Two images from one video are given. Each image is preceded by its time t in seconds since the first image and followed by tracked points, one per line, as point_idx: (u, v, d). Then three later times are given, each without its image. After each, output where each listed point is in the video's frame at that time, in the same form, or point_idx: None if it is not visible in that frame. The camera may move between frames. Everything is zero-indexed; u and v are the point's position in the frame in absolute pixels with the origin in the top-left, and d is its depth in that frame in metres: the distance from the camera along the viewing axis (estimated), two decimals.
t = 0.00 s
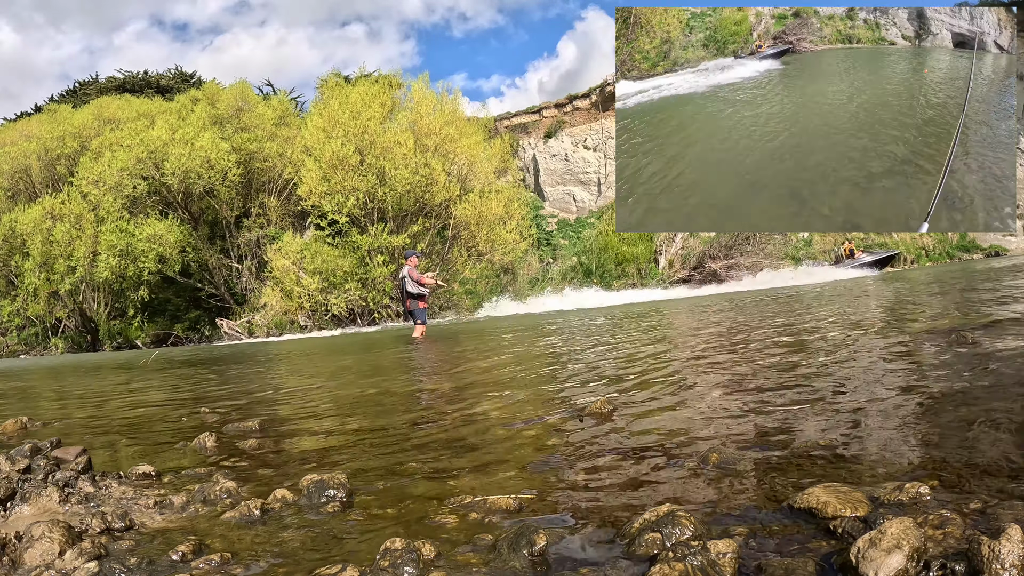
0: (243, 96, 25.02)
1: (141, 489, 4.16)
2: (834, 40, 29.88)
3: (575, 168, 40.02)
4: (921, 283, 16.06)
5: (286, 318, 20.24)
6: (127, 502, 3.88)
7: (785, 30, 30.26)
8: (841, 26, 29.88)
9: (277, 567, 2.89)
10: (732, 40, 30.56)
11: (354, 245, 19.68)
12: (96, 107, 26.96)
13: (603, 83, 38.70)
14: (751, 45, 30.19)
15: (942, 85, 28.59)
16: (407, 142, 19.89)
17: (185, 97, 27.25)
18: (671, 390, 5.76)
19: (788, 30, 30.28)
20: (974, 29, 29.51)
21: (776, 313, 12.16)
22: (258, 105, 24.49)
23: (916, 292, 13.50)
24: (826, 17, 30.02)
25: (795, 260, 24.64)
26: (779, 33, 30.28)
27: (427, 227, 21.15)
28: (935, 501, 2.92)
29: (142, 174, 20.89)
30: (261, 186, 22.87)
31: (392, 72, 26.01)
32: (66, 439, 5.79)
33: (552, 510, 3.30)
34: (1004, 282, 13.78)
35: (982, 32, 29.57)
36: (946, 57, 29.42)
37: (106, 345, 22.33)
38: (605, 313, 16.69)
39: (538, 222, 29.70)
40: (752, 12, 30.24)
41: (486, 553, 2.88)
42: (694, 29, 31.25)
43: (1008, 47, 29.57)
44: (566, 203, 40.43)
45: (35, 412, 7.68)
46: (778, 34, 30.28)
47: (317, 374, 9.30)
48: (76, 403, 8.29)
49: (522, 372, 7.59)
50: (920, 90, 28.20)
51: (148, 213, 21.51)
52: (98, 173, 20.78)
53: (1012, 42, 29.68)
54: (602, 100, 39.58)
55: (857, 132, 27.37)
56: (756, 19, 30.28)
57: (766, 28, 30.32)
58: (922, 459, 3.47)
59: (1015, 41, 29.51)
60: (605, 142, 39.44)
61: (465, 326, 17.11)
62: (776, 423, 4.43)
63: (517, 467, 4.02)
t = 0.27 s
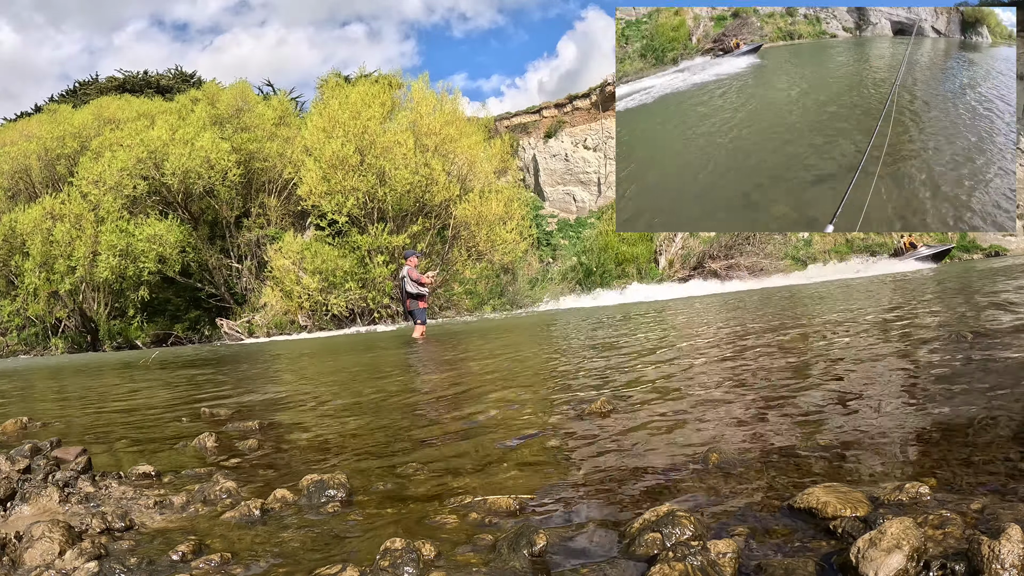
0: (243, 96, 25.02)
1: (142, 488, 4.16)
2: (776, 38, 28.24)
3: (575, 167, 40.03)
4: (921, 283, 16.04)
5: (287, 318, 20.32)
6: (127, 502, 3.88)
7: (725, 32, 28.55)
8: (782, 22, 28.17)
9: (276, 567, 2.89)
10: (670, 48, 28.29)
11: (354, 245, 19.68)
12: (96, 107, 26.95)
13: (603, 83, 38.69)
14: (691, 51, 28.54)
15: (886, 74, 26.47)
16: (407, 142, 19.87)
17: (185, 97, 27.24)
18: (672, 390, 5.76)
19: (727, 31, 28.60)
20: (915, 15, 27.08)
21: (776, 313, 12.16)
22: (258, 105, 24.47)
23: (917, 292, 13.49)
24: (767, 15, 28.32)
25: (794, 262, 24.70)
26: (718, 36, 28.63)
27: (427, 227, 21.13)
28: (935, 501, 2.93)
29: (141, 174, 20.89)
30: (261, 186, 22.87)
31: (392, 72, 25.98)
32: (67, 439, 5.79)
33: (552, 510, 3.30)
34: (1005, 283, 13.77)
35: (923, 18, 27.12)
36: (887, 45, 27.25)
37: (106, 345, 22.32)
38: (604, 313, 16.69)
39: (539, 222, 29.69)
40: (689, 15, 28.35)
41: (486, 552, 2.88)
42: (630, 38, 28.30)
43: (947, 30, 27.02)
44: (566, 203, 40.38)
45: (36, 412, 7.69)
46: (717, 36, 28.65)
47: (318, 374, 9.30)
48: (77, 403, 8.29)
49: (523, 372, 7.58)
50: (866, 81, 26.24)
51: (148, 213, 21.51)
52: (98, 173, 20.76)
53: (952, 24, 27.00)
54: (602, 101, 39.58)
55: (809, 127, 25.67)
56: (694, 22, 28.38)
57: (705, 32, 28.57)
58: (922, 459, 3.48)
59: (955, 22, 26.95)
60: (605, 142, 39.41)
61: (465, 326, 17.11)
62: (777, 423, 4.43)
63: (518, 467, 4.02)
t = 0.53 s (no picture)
0: (243, 96, 25.02)
1: (142, 488, 4.16)
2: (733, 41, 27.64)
3: (575, 167, 40.03)
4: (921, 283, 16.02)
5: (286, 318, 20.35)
6: (128, 502, 3.89)
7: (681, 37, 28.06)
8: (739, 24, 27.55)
9: (276, 567, 2.89)
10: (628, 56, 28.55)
11: (354, 245, 19.68)
12: (96, 107, 26.94)
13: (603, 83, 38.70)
14: (647, 60, 28.49)
15: (849, 72, 25.68)
16: (407, 142, 19.84)
17: (185, 97, 27.24)
18: (673, 390, 5.77)
19: (683, 36, 28.09)
20: (871, 10, 26.73)
21: (776, 313, 12.17)
22: (257, 105, 24.47)
23: (916, 292, 13.50)
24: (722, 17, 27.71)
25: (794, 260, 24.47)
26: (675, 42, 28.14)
27: (427, 227, 21.13)
28: (935, 501, 2.93)
29: (141, 174, 20.89)
30: (261, 186, 22.88)
31: (392, 72, 25.97)
32: (67, 439, 5.79)
33: (552, 510, 3.30)
34: (1004, 283, 13.77)
35: (879, 12, 26.81)
36: (845, 41, 26.71)
37: (106, 345, 22.30)
38: (604, 313, 16.69)
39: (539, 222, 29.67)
40: (644, 22, 28.18)
41: (486, 553, 2.88)
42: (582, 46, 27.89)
43: (903, 23, 26.64)
44: (566, 203, 40.39)
45: (36, 412, 7.69)
46: (673, 42, 28.22)
47: (318, 374, 9.30)
48: (76, 403, 8.29)
49: (524, 372, 7.58)
50: (828, 79, 25.38)
51: (148, 213, 21.52)
52: (98, 173, 20.75)
53: (908, 17, 26.64)
54: (602, 101, 39.56)
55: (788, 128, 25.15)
56: (648, 30, 28.29)
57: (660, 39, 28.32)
58: (921, 459, 3.48)
59: (911, 14, 26.60)
60: (605, 142, 39.41)
61: (465, 326, 17.11)
62: (778, 423, 4.44)
63: (517, 467, 4.02)
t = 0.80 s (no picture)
0: (243, 96, 25.01)
1: (141, 488, 4.16)
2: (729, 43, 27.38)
3: (575, 167, 40.04)
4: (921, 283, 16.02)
5: (287, 318, 20.38)
6: (127, 502, 3.89)
7: (677, 40, 27.69)
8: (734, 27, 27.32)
9: (277, 567, 2.89)
10: (622, 59, 28.11)
11: (354, 245, 19.68)
12: (96, 107, 26.94)
13: (602, 83, 38.67)
14: (643, 63, 27.88)
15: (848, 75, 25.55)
16: (407, 142, 19.82)
17: (185, 97, 27.24)
18: (673, 389, 5.76)
19: (679, 39, 27.72)
20: (866, 11, 26.76)
21: (775, 313, 12.17)
22: (258, 105, 24.47)
23: (915, 292, 13.50)
24: (718, 20, 27.52)
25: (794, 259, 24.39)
26: (671, 44, 27.73)
27: (427, 227, 21.13)
28: (936, 501, 2.92)
29: (141, 174, 20.89)
30: (261, 186, 22.89)
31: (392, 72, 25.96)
32: (67, 439, 5.78)
33: (552, 510, 3.30)
34: (1004, 283, 13.77)
35: (875, 13, 26.75)
36: (841, 43, 26.60)
37: (106, 345, 22.29)
38: (604, 313, 16.69)
39: (539, 222, 29.67)
40: (639, 25, 27.73)
41: (486, 552, 2.88)
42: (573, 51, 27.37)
43: (899, 24, 26.61)
44: (566, 203, 40.38)
45: (35, 412, 7.68)
46: (669, 46, 27.75)
47: (318, 373, 9.30)
48: (75, 403, 8.30)
49: (522, 372, 7.58)
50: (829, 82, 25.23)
51: (148, 213, 21.51)
52: (98, 173, 20.72)
53: (904, 19, 26.67)
54: (602, 101, 39.54)
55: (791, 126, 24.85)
56: (643, 32, 27.66)
57: (656, 42, 27.69)
58: (921, 459, 3.48)
59: (906, 16, 26.62)
60: (605, 143, 39.41)
61: (465, 326, 17.12)
62: (776, 422, 4.44)
63: (517, 467, 4.02)
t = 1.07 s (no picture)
0: (243, 96, 24.99)
1: (141, 488, 4.16)
2: (729, 44, 27.91)
3: (575, 168, 40.04)
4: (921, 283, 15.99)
5: (287, 318, 20.38)
6: (127, 502, 3.89)
7: (678, 41, 28.21)
8: (735, 28, 27.92)
9: (277, 567, 2.89)
10: (623, 59, 28.51)
11: (354, 245, 19.66)
12: (96, 107, 26.93)
13: (602, 83, 38.66)
14: (644, 63, 28.27)
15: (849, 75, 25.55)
16: (407, 142, 19.80)
17: (185, 97, 27.24)
18: (673, 389, 5.75)
19: (680, 40, 28.29)
20: (866, 12, 27.02)
21: (776, 313, 12.16)
22: (258, 105, 24.46)
23: (915, 292, 13.50)
24: (719, 21, 28.20)
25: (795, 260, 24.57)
26: (671, 45, 28.16)
27: (427, 227, 21.12)
28: (935, 501, 2.92)
29: (141, 174, 20.89)
30: (261, 186, 22.89)
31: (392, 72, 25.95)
32: (66, 439, 5.78)
33: (552, 510, 3.30)
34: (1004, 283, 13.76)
35: (875, 15, 27.01)
36: (841, 44, 26.80)
37: (106, 345, 22.27)
38: (604, 313, 16.68)
39: (538, 222, 29.66)
40: (640, 26, 28.24)
41: (486, 552, 2.88)
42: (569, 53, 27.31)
43: (899, 25, 26.78)
44: (565, 203, 40.38)
45: (35, 412, 7.68)
46: (670, 46, 28.22)
47: (318, 374, 9.30)
48: (75, 402, 8.31)
49: (522, 372, 7.58)
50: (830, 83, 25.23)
51: (148, 213, 21.51)
52: (98, 173, 20.71)
53: (903, 19, 26.87)
54: (602, 101, 39.56)
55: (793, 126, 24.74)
56: (645, 33, 28.23)
57: (658, 42, 28.18)
58: (921, 459, 3.47)
59: (906, 17, 26.81)
60: (605, 143, 39.41)
61: (466, 326, 17.11)
62: (776, 423, 4.44)
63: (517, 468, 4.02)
